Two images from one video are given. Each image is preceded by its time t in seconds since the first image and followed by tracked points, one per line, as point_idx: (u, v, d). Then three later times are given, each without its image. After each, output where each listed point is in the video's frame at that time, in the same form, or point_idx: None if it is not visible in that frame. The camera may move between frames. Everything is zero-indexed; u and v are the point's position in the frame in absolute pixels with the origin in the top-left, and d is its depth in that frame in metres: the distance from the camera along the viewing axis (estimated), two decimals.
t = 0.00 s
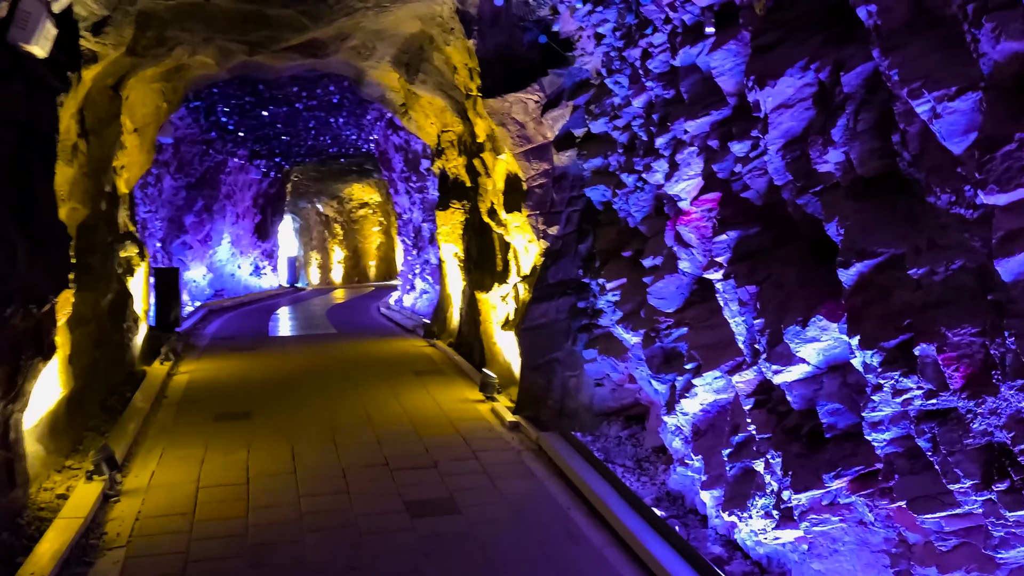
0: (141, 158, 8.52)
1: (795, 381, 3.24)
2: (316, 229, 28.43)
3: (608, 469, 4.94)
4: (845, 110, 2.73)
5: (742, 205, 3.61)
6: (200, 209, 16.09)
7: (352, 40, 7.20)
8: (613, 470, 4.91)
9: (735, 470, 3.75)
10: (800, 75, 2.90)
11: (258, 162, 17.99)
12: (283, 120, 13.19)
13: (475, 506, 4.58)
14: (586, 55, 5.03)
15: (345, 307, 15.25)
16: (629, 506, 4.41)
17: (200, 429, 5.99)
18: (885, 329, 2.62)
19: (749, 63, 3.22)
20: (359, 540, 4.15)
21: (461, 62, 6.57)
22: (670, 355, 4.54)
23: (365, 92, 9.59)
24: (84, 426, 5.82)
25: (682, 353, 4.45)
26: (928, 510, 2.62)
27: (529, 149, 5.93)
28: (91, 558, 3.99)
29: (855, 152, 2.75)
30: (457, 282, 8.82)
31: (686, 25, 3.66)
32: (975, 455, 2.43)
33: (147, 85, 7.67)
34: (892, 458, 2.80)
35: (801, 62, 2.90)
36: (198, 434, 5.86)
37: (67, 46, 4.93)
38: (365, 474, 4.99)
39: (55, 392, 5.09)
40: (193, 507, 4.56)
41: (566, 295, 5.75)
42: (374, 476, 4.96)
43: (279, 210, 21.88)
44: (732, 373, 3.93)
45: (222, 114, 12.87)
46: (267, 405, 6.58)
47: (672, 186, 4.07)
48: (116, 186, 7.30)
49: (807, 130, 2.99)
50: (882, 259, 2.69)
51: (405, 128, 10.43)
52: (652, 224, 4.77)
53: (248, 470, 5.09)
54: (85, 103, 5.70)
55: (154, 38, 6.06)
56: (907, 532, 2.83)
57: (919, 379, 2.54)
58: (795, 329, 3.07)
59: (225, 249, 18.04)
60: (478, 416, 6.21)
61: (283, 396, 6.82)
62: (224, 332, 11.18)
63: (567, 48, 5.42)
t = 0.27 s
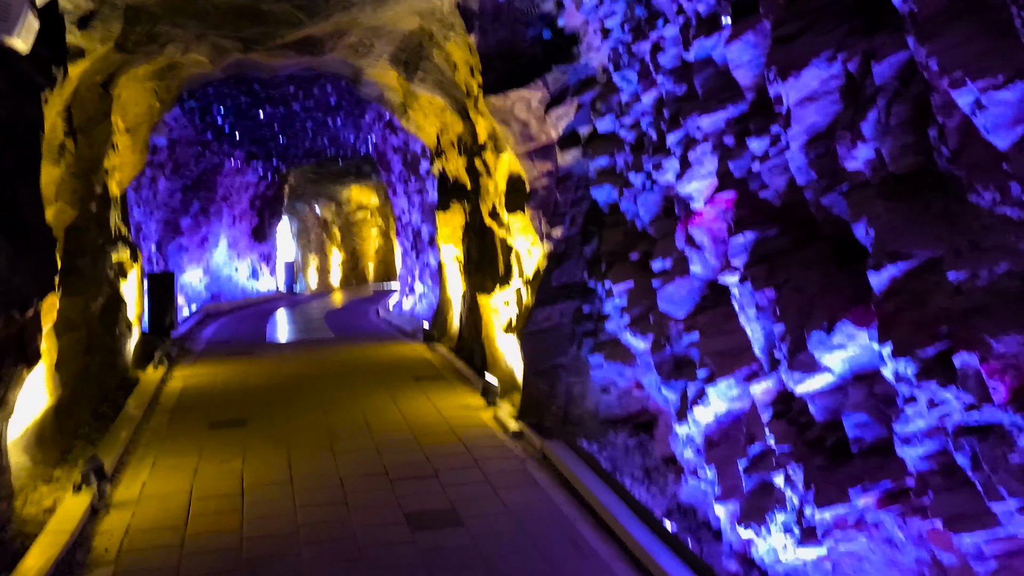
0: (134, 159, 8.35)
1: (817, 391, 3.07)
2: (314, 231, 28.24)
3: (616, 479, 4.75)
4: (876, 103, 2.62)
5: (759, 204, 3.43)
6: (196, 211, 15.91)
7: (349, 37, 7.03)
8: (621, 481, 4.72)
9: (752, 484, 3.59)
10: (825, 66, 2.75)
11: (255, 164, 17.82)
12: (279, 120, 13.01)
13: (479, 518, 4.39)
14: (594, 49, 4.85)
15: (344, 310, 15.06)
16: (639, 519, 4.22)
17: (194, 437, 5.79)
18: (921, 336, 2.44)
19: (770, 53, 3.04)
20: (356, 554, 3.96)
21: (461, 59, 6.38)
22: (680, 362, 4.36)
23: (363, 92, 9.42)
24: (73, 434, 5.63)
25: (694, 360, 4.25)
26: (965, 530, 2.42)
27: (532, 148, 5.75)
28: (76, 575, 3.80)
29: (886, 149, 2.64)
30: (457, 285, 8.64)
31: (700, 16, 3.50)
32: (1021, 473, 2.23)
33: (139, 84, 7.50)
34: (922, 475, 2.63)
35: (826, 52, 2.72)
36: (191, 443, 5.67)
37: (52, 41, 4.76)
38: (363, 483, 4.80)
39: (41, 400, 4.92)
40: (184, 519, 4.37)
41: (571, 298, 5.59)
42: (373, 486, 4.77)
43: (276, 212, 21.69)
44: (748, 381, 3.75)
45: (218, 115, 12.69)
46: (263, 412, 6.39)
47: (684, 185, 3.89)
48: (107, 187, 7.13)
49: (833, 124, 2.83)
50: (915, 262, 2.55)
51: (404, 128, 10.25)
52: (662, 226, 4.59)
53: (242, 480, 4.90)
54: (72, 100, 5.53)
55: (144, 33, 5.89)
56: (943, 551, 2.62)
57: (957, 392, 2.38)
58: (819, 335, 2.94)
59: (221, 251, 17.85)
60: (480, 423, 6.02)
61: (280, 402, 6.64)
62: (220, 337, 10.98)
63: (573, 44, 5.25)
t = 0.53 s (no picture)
0: (131, 157, 8.17)
1: (848, 401, 2.89)
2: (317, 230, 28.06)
3: (629, 487, 4.58)
4: (916, 94, 2.40)
5: (784, 203, 3.25)
6: (197, 209, 15.75)
7: (350, 32, 6.86)
8: (634, 489, 4.54)
9: (773, 497, 3.39)
10: (858, 55, 2.57)
11: (257, 162, 17.66)
12: (281, 118, 12.84)
13: (487, 529, 4.21)
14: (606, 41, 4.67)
15: (347, 310, 14.89)
16: (654, 530, 4.04)
17: (192, 443, 5.62)
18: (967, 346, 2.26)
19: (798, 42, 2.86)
20: (358, 569, 3.79)
21: (464, 53, 6.20)
22: (696, 367, 4.19)
23: (365, 89, 9.24)
24: (68, 441, 5.47)
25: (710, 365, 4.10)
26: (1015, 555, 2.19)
27: (540, 145, 5.57)
28: None
29: (928, 143, 2.39)
30: (462, 285, 8.47)
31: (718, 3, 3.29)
32: None
33: (135, 80, 7.31)
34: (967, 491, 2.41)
35: (859, 39, 2.54)
36: (188, 449, 5.50)
37: (40, 35, 4.59)
38: (366, 493, 4.63)
39: (32, 408, 4.75)
40: (180, 530, 4.20)
41: (580, 300, 5.41)
42: (376, 495, 4.59)
43: (279, 210, 21.53)
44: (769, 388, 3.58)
45: (218, 112, 12.53)
46: (264, 416, 6.22)
47: (701, 183, 3.72)
48: (104, 186, 6.97)
49: (866, 116, 2.65)
50: (962, 265, 2.34)
51: (407, 125, 10.07)
52: (676, 226, 4.42)
53: (240, 489, 4.73)
54: (64, 97, 5.36)
55: (138, 28, 5.72)
56: None
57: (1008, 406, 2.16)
58: (851, 346, 2.72)
59: (223, 250, 17.70)
60: (487, 428, 5.84)
61: (280, 406, 6.46)
62: (221, 337, 10.82)
63: (583, 36, 5.07)
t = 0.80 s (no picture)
0: (131, 150, 8.00)
1: (887, 410, 2.71)
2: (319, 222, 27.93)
3: (645, 494, 4.41)
4: (972, 81, 2.20)
5: (817, 199, 3.07)
6: (199, 202, 15.57)
7: (355, 21, 6.67)
8: (651, 495, 4.37)
9: (802, 509, 3.21)
10: (905, 40, 2.38)
11: (259, 154, 17.47)
12: (283, 109, 12.65)
13: (498, 538, 4.04)
14: (622, 30, 4.48)
15: (350, 304, 14.73)
16: (673, 539, 3.87)
17: (191, 445, 5.45)
18: None
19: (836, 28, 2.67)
20: None
21: (472, 42, 6.00)
22: (717, 369, 4.02)
23: (369, 80, 9.05)
24: (63, 442, 5.29)
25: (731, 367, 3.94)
26: None
27: (551, 137, 5.38)
28: None
29: (983, 135, 2.19)
30: (468, 280, 8.30)
31: None
32: None
33: (134, 70, 7.13)
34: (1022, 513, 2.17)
35: (907, 24, 2.36)
36: (188, 451, 5.32)
37: (33, 22, 4.41)
38: (373, 498, 4.45)
39: (26, 409, 4.59)
40: (179, 538, 4.02)
41: (591, 298, 5.23)
42: (383, 501, 4.41)
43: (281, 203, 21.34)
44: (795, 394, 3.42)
45: (220, 104, 12.34)
46: (265, 416, 6.04)
47: (724, 177, 3.54)
48: (102, 179, 6.78)
49: (912, 106, 2.48)
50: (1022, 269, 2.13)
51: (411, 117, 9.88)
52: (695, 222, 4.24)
53: (241, 494, 4.56)
54: (60, 86, 5.18)
55: (137, 15, 5.53)
56: None
57: None
58: (892, 350, 2.56)
59: (225, 244, 17.52)
60: (495, 429, 5.67)
61: (282, 406, 6.29)
62: (222, 332, 10.64)
63: (596, 24, 4.86)
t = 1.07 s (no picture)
0: (128, 137, 7.81)
1: (932, 418, 2.53)
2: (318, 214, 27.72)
3: (662, 498, 4.22)
4: None
5: (854, 190, 2.88)
6: (197, 193, 15.38)
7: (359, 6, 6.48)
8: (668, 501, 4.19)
9: (834, 519, 3.01)
10: (961, 19, 2.18)
11: (258, 145, 17.27)
12: (283, 99, 12.45)
13: (510, 545, 3.86)
14: (639, 14, 4.28)
15: (350, 297, 14.54)
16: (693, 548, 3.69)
17: (189, 444, 5.27)
18: None
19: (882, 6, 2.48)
20: None
21: (481, 28, 5.82)
22: (739, 369, 3.84)
23: (372, 68, 8.86)
24: (56, 440, 5.11)
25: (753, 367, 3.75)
26: None
27: (562, 126, 5.20)
28: None
29: None
30: (472, 274, 8.11)
31: None
32: None
33: (131, 56, 6.95)
34: None
35: None
36: (185, 450, 5.14)
37: (26, 1, 4.22)
38: (378, 502, 4.27)
39: (16, 406, 4.41)
40: (175, 543, 3.84)
41: (605, 294, 5.06)
42: (388, 505, 4.23)
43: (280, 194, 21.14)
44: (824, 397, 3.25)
45: (219, 92, 12.15)
46: (265, 414, 5.86)
47: (752, 167, 3.38)
48: (98, 167, 6.60)
49: (967, 91, 2.27)
50: None
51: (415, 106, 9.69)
52: (716, 214, 4.06)
53: (241, 496, 4.38)
54: (52, 70, 4.99)
55: None
56: None
57: None
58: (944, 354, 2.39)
59: (223, 235, 17.32)
60: (503, 428, 5.50)
61: (283, 403, 6.11)
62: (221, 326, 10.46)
63: (612, 8, 4.65)
